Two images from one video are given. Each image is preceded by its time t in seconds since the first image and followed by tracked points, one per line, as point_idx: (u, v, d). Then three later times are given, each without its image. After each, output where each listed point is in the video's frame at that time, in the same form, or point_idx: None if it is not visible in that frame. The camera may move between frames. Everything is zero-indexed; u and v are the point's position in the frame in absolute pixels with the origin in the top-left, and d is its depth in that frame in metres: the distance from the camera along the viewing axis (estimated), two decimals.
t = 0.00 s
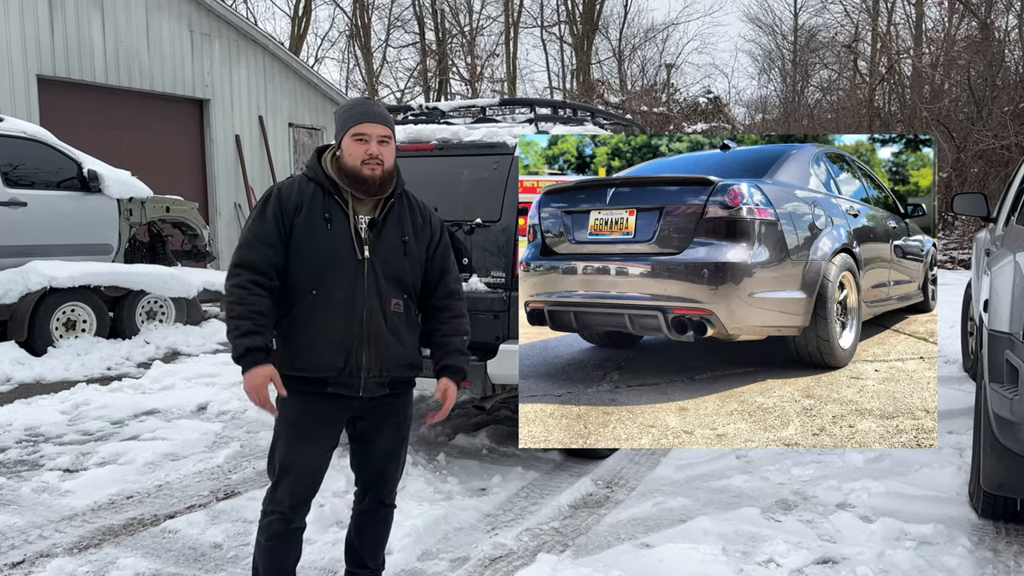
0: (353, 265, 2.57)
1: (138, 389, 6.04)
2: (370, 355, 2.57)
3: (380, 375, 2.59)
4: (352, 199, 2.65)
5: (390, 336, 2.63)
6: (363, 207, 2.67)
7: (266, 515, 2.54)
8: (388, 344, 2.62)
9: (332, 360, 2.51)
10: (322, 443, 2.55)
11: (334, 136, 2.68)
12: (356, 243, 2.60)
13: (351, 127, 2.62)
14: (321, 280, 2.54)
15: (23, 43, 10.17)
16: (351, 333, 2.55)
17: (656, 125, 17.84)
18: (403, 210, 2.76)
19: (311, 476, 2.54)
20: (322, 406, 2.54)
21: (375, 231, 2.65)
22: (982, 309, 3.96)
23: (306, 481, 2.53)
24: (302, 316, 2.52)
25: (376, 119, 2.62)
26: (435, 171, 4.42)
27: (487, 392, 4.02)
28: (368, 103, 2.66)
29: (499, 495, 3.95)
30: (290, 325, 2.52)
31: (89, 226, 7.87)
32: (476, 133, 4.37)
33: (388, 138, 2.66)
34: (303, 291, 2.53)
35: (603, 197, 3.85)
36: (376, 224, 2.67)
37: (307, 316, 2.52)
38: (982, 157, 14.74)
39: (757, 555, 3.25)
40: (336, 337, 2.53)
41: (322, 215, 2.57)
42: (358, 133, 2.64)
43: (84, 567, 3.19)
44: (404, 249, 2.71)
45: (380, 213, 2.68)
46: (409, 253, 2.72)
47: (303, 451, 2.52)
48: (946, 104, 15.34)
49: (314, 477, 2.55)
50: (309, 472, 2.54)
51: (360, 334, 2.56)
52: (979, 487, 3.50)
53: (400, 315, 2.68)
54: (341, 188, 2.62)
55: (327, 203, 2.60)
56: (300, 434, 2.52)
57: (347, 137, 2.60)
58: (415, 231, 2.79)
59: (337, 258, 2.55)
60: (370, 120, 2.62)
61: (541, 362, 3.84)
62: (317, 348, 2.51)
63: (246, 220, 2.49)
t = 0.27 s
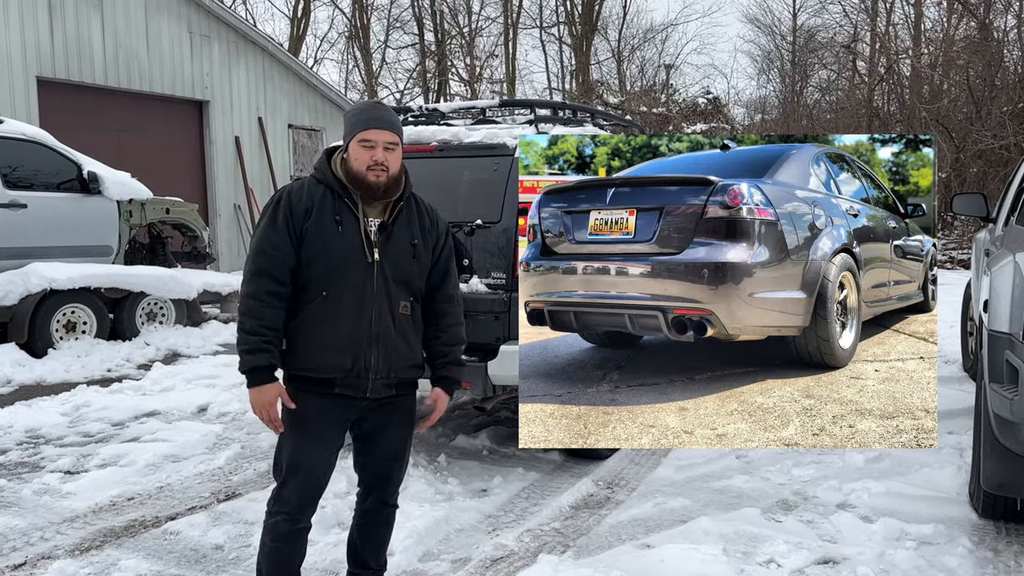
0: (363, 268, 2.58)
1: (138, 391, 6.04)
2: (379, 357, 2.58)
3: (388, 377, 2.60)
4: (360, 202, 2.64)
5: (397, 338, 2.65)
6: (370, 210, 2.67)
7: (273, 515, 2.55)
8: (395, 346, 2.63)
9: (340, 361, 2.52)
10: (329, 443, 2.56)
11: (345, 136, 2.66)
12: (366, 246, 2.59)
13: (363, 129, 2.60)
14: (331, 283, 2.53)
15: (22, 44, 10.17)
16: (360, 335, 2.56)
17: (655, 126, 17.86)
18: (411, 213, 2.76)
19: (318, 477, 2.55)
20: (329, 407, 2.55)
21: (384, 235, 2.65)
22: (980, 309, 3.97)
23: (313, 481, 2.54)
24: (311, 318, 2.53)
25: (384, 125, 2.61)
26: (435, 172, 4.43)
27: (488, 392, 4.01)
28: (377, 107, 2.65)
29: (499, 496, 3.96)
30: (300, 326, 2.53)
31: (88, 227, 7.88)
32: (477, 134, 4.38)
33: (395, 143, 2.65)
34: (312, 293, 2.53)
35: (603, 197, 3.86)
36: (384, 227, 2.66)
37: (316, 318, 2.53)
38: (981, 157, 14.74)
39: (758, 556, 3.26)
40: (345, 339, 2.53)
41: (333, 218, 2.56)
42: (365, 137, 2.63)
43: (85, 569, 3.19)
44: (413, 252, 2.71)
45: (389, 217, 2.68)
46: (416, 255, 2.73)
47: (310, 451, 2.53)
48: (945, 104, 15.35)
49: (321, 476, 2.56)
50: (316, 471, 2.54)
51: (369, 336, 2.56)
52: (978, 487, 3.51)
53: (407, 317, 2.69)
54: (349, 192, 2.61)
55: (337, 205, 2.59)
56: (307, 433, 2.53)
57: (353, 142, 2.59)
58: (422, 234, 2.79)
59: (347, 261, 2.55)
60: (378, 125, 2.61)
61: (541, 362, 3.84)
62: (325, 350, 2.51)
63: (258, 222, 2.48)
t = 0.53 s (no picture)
0: (358, 265, 2.61)
1: (138, 391, 6.06)
2: (376, 354, 2.60)
3: (385, 373, 2.62)
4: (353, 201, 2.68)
5: (394, 335, 2.66)
6: (364, 209, 2.70)
7: (272, 512, 2.59)
8: (392, 343, 2.65)
9: (338, 358, 2.53)
10: (328, 440, 2.57)
11: (336, 137, 2.71)
12: (361, 244, 2.62)
13: (354, 129, 2.65)
14: (327, 281, 2.56)
15: (22, 45, 10.19)
16: (357, 332, 2.58)
17: (654, 126, 17.89)
18: (404, 213, 2.80)
19: (318, 474, 2.57)
20: (326, 405, 2.56)
21: (378, 233, 2.68)
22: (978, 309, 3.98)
23: (312, 478, 2.56)
24: (308, 315, 2.54)
25: (375, 125, 2.66)
26: (434, 172, 4.44)
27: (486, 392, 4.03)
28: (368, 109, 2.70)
29: (498, 494, 3.97)
30: (297, 324, 2.53)
31: (88, 228, 7.89)
32: (475, 134, 4.39)
33: (386, 144, 2.69)
34: (308, 290, 2.55)
35: (603, 197, 3.87)
36: (378, 225, 2.70)
37: (313, 316, 2.54)
38: (980, 156, 14.75)
39: (755, 553, 3.27)
40: (342, 336, 2.55)
41: (327, 217, 2.59)
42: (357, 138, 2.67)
43: (85, 568, 3.21)
44: (407, 250, 2.75)
45: (382, 215, 2.71)
46: (410, 253, 2.76)
47: (309, 449, 2.54)
48: (944, 104, 15.37)
49: (320, 474, 2.57)
50: (315, 470, 2.56)
51: (366, 333, 2.59)
52: (975, 485, 3.52)
53: (402, 314, 2.71)
54: (342, 191, 2.65)
55: (331, 205, 2.62)
56: (306, 431, 2.54)
57: (345, 142, 2.63)
58: (416, 233, 2.82)
59: (343, 259, 2.58)
60: (370, 125, 2.65)
61: (541, 362, 3.85)
62: (323, 347, 2.52)
63: (254, 220, 2.51)
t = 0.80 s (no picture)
0: (340, 266, 2.61)
1: (137, 391, 6.06)
2: (363, 352, 2.63)
3: (372, 370, 2.65)
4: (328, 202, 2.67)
5: (377, 332, 2.70)
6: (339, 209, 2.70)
7: (261, 515, 2.57)
8: (375, 341, 2.69)
9: (326, 358, 2.55)
10: (317, 439, 2.59)
11: (308, 137, 2.68)
12: (340, 245, 2.62)
13: (328, 129, 2.64)
14: (311, 283, 2.55)
15: (20, 45, 10.19)
16: (343, 332, 2.59)
17: (654, 125, 17.90)
18: (375, 211, 2.81)
19: (307, 474, 2.59)
20: (314, 406, 2.57)
21: (355, 233, 2.69)
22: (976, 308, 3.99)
23: (302, 477, 2.58)
24: (293, 318, 2.53)
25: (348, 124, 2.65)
26: (432, 173, 4.45)
27: (483, 392, 4.05)
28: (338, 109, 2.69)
29: (496, 495, 3.98)
30: (282, 327, 2.52)
31: (87, 228, 7.89)
32: (472, 134, 4.39)
33: (359, 143, 2.70)
34: (292, 293, 2.53)
35: (603, 197, 3.88)
36: (354, 225, 2.70)
37: (299, 318, 2.53)
38: (979, 155, 14.76)
39: (751, 553, 3.28)
40: (330, 337, 2.56)
41: (306, 218, 2.58)
42: (329, 137, 2.66)
43: (82, 569, 3.21)
44: (383, 249, 2.77)
45: (356, 215, 2.72)
46: (386, 251, 2.78)
47: (299, 449, 2.55)
48: (944, 103, 15.38)
49: (309, 473, 2.59)
50: (304, 469, 2.58)
51: (351, 333, 2.61)
52: (970, 485, 3.53)
53: (382, 312, 2.74)
54: (317, 192, 2.63)
55: (308, 206, 2.61)
56: (295, 431, 2.55)
57: (319, 142, 2.63)
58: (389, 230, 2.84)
59: (325, 260, 2.57)
60: (342, 125, 2.65)
61: (541, 362, 3.88)
62: (310, 348, 2.53)
63: (233, 225, 2.45)
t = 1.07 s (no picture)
0: (307, 269, 2.61)
1: (143, 391, 6.08)
2: (333, 354, 2.64)
3: (343, 371, 2.67)
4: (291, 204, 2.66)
5: (346, 334, 2.71)
6: (302, 211, 2.69)
7: (246, 513, 2.58)
8: (344, 343, 2.69)
9: (296, 362, 2.56)
10: (292, 439, 2.61)
11: (269, 140, 2.66)
12: (305, 248, 2.62)
13: (289, 131, 2.62)
14: (279, 287, 2.55)
15: (28, 45, 10.23)
16: (313, 335, 2.60)
17: (660, 123, 17.87)
18: (339, 210, 2.81)
19: (285, 472, 2.61)
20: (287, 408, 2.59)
21: (319, 234, 2.69)
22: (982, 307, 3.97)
23: (281, 476, 2.59)
24: (262, 323, 2.53)
25: (308, 125, 2.63)
26: (435, 172, 4.44)
27: (487, 392, 4.04)
28: (299, 110, 2.66)
29: (500, 494, 3.98)
30: (252, 332, 2.53)
31: (93, 229, 7.92)
32: (476, 134, 4.41)
33: (321, 144, 2.68)
34: (258, 299, 2.53)
35: (604, 197, 3.87)
36: (318, 227, 2.70)
37: (267, 323, 2.54)
38: (987, 153, 14.69)
39: (755, 554, 3.27)
40: (299, 340, 2.57)
41: (270, 223, 2.57)
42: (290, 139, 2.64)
43: (87, 568, 3.22)
44: (348, 249, 2.77)
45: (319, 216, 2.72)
46: (352, 252, 2.78)
47: (277, 449, 2.57)
48: (952, 101, 15.32)
49: (287, 471, 2.61)
50: (282, 467, 2.59)
51: (321, 336, 2.61)
52: (977, 485, 3.51)
53: (351, 313, 2.75)
54: (280, 195, 2.63)
55: (271, 209, 2.60)
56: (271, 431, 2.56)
57: (280, 143, 2.61)
58: (354, 229, 2.84)
59: (292, 264, 2.58)
60: (302, 126, 2.63)
61: (541, 362, 3.87)
62: (279, 353, 2.54)
63: (199, 233, 2.44)
